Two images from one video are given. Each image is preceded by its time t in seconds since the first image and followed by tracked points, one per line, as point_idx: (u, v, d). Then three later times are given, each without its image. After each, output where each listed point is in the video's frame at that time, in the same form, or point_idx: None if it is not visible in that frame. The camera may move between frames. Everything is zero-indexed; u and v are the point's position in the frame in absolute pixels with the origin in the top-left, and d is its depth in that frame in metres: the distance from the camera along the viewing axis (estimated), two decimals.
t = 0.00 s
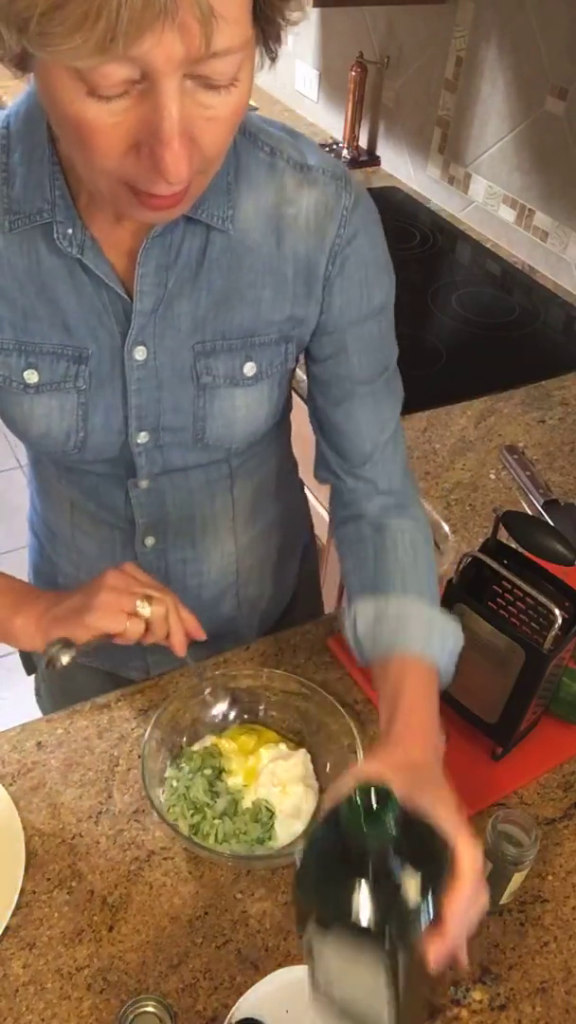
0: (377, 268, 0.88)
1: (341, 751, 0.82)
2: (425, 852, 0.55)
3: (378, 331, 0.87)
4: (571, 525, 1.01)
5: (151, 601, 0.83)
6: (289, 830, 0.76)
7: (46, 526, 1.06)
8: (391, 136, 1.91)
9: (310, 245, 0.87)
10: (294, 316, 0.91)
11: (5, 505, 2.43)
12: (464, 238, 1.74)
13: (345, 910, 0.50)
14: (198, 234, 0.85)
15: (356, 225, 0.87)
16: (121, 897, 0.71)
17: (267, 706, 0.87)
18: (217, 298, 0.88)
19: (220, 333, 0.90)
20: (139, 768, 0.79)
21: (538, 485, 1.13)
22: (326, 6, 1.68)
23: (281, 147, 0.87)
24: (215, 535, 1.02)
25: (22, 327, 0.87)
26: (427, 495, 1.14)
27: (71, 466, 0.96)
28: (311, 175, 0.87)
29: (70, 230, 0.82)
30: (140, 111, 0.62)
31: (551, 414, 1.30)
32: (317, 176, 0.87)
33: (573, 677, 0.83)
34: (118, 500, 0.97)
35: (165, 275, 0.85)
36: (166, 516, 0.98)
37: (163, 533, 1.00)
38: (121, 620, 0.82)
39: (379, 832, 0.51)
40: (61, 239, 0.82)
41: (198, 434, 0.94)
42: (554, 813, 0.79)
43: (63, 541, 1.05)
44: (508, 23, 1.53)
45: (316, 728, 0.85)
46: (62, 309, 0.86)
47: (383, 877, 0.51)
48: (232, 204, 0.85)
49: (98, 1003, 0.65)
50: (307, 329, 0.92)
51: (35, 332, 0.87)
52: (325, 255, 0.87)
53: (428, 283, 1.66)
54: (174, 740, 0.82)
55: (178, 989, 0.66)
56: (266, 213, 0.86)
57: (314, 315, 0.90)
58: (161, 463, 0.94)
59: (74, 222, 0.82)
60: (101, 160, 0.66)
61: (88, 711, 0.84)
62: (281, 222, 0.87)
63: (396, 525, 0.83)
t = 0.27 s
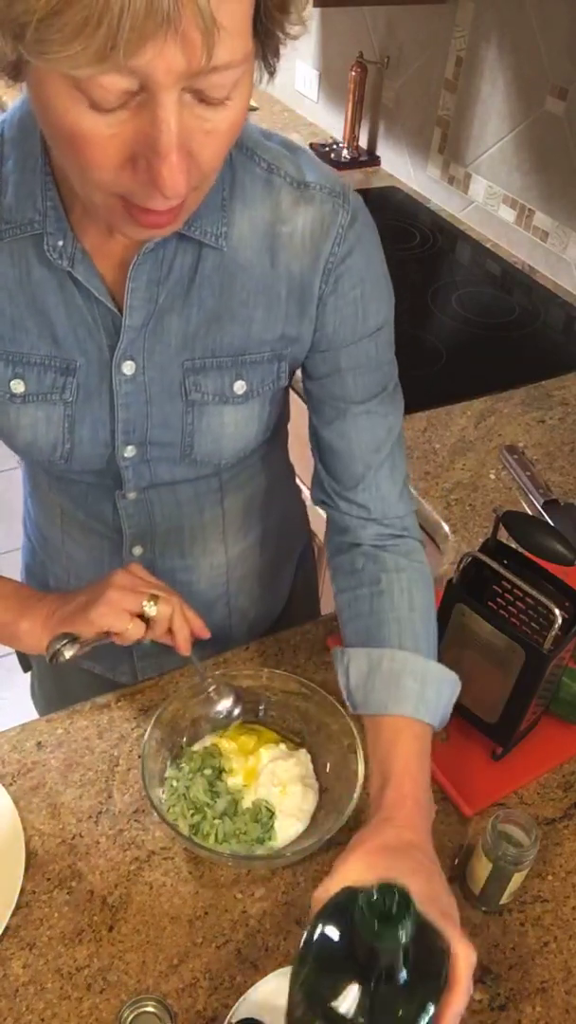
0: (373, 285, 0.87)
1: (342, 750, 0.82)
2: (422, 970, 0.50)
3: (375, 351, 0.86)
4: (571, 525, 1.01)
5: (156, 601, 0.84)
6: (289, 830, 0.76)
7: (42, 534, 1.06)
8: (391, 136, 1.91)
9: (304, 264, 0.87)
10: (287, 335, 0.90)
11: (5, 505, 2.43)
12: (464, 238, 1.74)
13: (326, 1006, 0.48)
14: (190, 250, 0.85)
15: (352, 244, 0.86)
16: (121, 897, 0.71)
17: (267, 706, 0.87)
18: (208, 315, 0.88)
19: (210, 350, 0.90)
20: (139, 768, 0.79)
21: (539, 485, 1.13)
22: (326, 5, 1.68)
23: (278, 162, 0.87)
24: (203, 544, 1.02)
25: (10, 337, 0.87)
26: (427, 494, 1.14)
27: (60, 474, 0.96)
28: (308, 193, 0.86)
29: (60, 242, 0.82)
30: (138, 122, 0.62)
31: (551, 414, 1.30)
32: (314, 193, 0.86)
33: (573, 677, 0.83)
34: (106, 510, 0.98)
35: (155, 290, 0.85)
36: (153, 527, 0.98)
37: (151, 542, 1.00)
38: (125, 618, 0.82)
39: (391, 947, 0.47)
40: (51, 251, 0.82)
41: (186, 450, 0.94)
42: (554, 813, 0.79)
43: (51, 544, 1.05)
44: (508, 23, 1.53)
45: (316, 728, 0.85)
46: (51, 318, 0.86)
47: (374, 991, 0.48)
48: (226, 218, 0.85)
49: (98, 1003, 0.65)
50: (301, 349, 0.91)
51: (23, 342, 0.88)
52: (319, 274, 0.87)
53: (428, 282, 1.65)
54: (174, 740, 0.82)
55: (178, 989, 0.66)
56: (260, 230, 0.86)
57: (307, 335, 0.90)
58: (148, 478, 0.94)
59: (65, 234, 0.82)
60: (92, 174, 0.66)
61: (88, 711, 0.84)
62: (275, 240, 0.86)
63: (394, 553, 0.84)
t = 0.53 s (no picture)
0: (372, 293, 0.86)
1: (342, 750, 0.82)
2: (410, 994, 0.53)
3: (375, 361, 0.86)
4: (571, 525, 1.01)
5: (155, 597, 0.83)
6: (289, 830, 0.76)
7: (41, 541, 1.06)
8: (391, 136, 1.91)
9: (303, 273, 0.86)
10: (286, 345, 0.90)
11: (5, 505, 2.43)
12: (464, 238, 1.74)
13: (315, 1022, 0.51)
14: (188, 260, 0.85)
15: (351, 252, 0.86)
16: (121, 897, 0.71)
17: (266, 706, 0.86)
18: (206, 325, 0.88)
19: (208, 361, 0.90)
20: (139, 768, 0.79)
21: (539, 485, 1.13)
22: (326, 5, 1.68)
23: (276, 171, 0.87)
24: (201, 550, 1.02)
25: (7, 348, 0.88)
26: (427, 494, 1.14)
27: (57, 484, 0.96)
28: (306, 202, 0.86)
29: (56, 254, 0.82)
30: (135, 127, 0.62)
31: (551, 414, 1.30)
32: (312, 202, 0.86)
33: (573, 677, 0.83)
34: (105, 519, 0.98)
35: (155, 301, 0.85)
36: (152, 536, 0.99)
37: (150, 550, 1.00)
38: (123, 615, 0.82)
39: (381, 972, 0.50)
40: (47, 262, 0.82)
41: (185, 461, 0.94)
42: (554, 813, 0.79)
43: (50, 552, 1.06)
44: (507, 23, 1.53)
45: (316, 728, 0.85)
46: (47, 331, 0.86)
47: (362, 1010, 0.51)
48: (224, 228, 0.85)
49: (98, 1003, 0.65)
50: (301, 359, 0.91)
51: (20, 353, 0.88)
52: (318, 284, 0.86)
53: (428, 283, 1.65)
54: (174, 740, 0.82)
55: (178, 989, 0.66)
56: (258, 239, 0.86)
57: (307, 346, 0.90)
58: (147, 488, 0.95)
59: (61, 245, 0.82)
60: (87, 182, 0.66)
61: (88, 711, 0.84)
62: (273, 249, 0.86)
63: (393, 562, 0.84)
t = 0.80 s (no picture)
0: (375, 278, 0.88)
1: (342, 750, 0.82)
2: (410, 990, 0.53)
3: (375, 349, 0.87)
4: (571, 525, 1.01)
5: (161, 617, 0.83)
6: (289, 830, 0.76)
7: (44, 549, 1.06)
8: (391, 136, 1.91)
9: (305, 265, 0.87)
10: (289, 340, 0.90)
11: (5, 505, 2.43)
12: (464, 238, 1.74)
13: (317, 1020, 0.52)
14: (190, 258, 0.85)
15: (351, 243, 0.87)
16: (121, 897, 0.71)
17: (266, 706, 0.86)
18: (210, 323, 0.88)
19: (213, 359, 0.90)
20: (139, 768, 0.79)
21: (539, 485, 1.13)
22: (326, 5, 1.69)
23: (273, 164, 0.87)
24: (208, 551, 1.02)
25: (10, 353, 0.87)
26: (426, 494, 1.14)
27: (62, 489, 0.96)
28: (305, 192, 0.86)
29: (58, 256, 0.82)
30: (142, 142, 0.61)
31: (551, 414, 1.30)
32: (309, 192, 0.86)
33: (573, 677, 0.83)
34: (111, 524, 0.98)
35: (159, 301, 0.85)
36: (159, 539, 0.99)
37: (156, 554, 1.00)
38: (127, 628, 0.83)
39: (379, 967, 0.50)
40: (49, 264, 0.82)
41: (192, 461, 0.94)
42: (554, 813, 0.79)
43: (55, 560, 1.05)
44: (507, 23, 1.53)
45: (316, 728, 0.85)
46: (51, 334, 0.85)
47: (363, 1006, 0.52)
48: (226, 225, 0.85)
49: (98, 1003, 0.65)
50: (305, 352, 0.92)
51: (24, 358, 0.87)
52: (320, 276, 0.87)
53: (428, 283, 1.65)
54: (174, 740, 0.82)
55: (178, 989, 0.66)
56: (259, 234, 0.86)
57: (311, 338, 0.90)
58: (155, 490, 0.95)
59: (62, 248, 0.82)
60: (93, 194, 0.66)
61: (88, 711, 0.84)
62: (274, 243, 0.86)
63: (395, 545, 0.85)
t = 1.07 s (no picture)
0: (366, 247, 0.95)
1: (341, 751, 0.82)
2: (408, 991, 0.54)
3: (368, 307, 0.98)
4: (572, 525, 1.00)
5: (149, 624, 0.81)
6: (288, 830, 0.76)
7: (47, 557, 1.06)
8: (391, 136, 1.91)
9: (308, 243, 0.90)
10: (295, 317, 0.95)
11: (5, 504, 2.43)
12: (464, 238, 1.74)
13: None
14: (191, 252, 0.86)
15: (347, 214, 0.92)
16: (121, 897, 0.71)
17: (267, 706, 0.87)
18: (216, 311, 0.90)
19: (221, 347, 0.92)
20: (139, 768, 0.79)
21: (539, 485, 1.12)
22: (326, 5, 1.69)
23: (263, 146, 0.89)
24: (219, 548, 1.05)
25: (15, 366, 0.86)
26: (426, 494, 1.14)
27: (74, 499, 0.96)
28: (298, 171, 0.90)
29: (56, 262, 0.81)
30: (163, 149, 0.60)
31: (551, 414, 1.30)
32: (302, 169, 0.90)
33: (573, 677, 0.83)
34: (124, 528, 0.99)
35: (163, 296, 0.86)
36: (172, 541, 1.01)
37: (170, 557, 1.02)
38: (117, 633, 0.81)
39: (378, 971, 0.50)
40: (48, 272, 0.82)
41: (206, 453, 0.96)
42: (554, 813, 0.79)
43: (62, 570, 1.05)
44: (507, 24, 1.53)
45: (316, 728, 0.85)
46: (56, 343, 0.85)
47: (361, 1012, 0.52)
48: (227, 215, 0.86)
49: (98, 1003, 0.65)
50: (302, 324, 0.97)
51: (31, 370, 0.87)
52: (324, 250, 0.92)
53: (428, 283, 1.65)
54: (174, 740, 0.82)
55: (178, 989, 0.66)
56: (260, 217, 0.88)
57: (313, 311, 0.96)
58: (170, 488, 0.96)
59: (61, 254, 0.81)
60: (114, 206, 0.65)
61: (88, 711, 0.84)
62: (276, 224, 0.89)
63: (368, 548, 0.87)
